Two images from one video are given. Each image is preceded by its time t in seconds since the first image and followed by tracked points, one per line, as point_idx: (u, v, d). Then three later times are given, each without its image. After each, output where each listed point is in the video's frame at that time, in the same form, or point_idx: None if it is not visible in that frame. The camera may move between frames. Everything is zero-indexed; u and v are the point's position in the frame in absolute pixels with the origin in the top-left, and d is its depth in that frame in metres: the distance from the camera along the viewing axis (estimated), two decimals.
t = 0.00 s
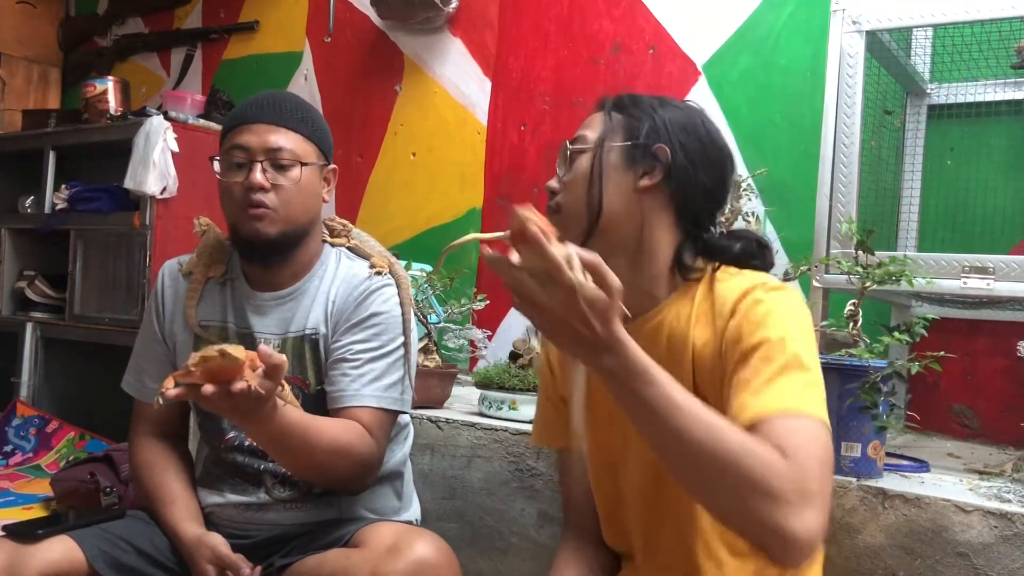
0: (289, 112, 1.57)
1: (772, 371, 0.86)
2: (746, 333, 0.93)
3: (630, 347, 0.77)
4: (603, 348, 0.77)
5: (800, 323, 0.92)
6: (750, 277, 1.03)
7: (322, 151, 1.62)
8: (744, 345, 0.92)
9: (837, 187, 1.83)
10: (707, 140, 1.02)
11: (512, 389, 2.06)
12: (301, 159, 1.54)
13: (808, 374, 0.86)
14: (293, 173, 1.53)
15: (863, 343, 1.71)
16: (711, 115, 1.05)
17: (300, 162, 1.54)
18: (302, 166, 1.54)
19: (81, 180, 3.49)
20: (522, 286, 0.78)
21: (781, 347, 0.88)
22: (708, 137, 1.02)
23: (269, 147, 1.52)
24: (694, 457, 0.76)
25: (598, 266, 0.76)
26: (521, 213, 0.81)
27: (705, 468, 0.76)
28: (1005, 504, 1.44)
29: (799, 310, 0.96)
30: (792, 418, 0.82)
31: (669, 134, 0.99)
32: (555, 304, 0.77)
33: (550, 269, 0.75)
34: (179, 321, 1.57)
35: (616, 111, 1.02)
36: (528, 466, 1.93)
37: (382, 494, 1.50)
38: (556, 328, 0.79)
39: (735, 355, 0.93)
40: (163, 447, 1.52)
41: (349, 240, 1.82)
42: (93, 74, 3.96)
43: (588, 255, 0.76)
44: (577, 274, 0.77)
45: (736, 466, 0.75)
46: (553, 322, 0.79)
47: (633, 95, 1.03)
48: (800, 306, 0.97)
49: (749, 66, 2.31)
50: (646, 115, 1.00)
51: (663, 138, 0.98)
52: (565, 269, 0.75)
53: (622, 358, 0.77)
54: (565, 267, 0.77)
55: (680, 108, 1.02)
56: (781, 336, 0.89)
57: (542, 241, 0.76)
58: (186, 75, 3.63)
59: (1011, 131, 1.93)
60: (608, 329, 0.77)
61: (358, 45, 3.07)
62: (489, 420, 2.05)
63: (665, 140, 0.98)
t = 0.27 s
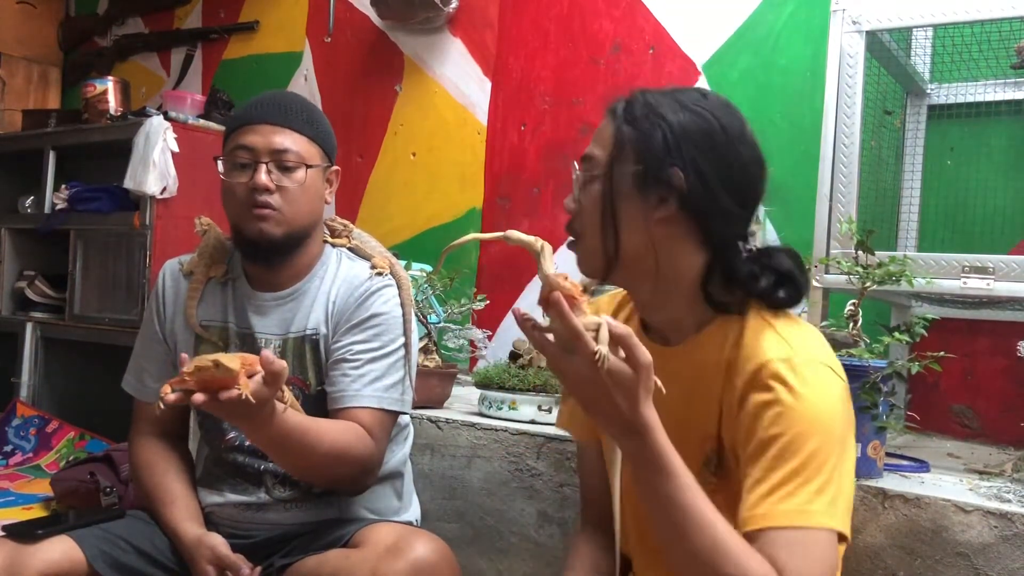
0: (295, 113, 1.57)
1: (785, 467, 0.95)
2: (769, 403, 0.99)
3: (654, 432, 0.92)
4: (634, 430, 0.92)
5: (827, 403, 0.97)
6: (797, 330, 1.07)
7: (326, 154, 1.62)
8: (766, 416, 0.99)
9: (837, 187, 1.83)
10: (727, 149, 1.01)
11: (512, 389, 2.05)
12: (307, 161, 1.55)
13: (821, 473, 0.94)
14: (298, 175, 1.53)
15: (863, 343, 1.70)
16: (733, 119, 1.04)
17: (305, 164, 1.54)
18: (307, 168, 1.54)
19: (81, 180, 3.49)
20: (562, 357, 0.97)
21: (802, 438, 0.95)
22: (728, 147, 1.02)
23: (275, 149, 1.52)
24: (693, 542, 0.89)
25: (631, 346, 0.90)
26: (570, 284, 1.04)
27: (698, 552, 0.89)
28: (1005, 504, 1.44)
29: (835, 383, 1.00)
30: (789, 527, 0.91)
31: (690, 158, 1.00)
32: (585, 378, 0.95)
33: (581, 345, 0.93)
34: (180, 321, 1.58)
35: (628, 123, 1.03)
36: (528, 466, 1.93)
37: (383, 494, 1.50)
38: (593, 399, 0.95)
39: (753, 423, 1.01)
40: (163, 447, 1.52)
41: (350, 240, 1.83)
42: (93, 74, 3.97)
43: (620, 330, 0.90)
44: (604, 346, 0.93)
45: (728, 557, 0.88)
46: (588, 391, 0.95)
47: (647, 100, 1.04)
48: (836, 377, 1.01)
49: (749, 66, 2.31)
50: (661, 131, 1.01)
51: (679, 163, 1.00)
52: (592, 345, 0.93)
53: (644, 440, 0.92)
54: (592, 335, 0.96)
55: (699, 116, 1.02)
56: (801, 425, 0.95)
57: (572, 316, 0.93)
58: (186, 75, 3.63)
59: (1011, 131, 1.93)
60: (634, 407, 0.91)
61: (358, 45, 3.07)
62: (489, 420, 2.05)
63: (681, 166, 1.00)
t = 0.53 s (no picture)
0: (296, 114, 1.57)
1: (798, 493, 0.96)
2: (788, 426, 1.01)
3: (662, 455, 0.94)
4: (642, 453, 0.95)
5: (846, 431, 0.98)
6: (829, 357, 1.08)
7: (327, 155, 1.62)
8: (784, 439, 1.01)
9: (837, 187, 1.84)
10: (760, 165, 1.00)
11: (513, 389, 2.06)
12: (307, 163, 1.54)
13: (834, 501, 0.95)
14: (298, 176, 1.53)
15: (863, 343, 1.71)
16: (769, 127, 1.01)
17: (305, 166, 1.54)
18: (307, 169, 1.54)
19: (81, 180, 3.49)
20: (573, 374, 0.97)
21: (818, 465, 0.97)
22: (760, 163, 1.00)
23: (275, 150, 1.52)
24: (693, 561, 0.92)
25: (642, 368, 0.94)
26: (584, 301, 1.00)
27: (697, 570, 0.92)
28: (1005, 504, 1.44)
29: (858, 413, 1.01)
30: (792, 551, 0.93)
31: (722, 182, 1.00)
32: (596, 399, 0.96)
33: (596, 367, 0.94)
34: (180, 321, 1.58)
35: (659, 135, 1.03)
36: (528, 467, 1.93)
37: (383, 494, 1.50)
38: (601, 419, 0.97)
39: (771, 445, 1.03)
40: (163, 447, 1.52)
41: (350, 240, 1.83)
42: (93, 74, 3.96)
43: (630, 352, 0.95)
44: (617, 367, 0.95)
45: None
46: (596, 412, 0.96)
47: (679, 107, 1.03)
48: (862, 407, 1.02)
49: (749, 66, 2.31)
50: (690, 150, 1.00)
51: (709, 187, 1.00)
52: (608, 367, 0.94)
53: (652, 463, 0.94)
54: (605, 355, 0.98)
55: (731, 130, 1.00)
56: (817, 452, 0.97)
57: (589, 334, 0.93)
58: (186, 75, 3.63)
59: (1012, 132, 1.90)
60: (644, 433, 0.94)
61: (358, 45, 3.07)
62: (489, 420, 2.05)
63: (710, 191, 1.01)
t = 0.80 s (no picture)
0: (292, 114, 1.56)
1: (802, 493, 0.96)
2: (792, 427, 1.01)
3: (666, 455, 0.95)
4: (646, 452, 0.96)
5: (850, 431, 0.98)
6: (834, 358, 1.08)
7: (323, 155, 1.61)
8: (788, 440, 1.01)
9: (837, 188, 1.84)
10: (761, 172, 1.01)
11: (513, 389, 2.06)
12: (302, 163, 1.54)
13: (838, 500, 0.95)
14: (293, 177, 1.53)
15: (864, 343, 1.70)
16: (770, 133, 1.02)
17: (300, 166, 1.54)
18: (302, 170, 1.54)
19: (82, 180, 3.49)
20: (583, 368, 1.00)
21: (823, 465, 0.96)
22: (761, 170, 1.01)
23: (270, 151, 1.52)
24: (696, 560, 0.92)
25: (649, 366, 0.97)
26: (598, 297, 1.03)
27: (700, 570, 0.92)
28: (1005, 504, 1.44)
29: (863, 415, 1.01)
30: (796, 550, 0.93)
31: (722, 189, 1.01)
32: (605, 394, 0.98)
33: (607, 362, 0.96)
34: (181, 322, 1.58)
35: (661, 140, 1.04)
36: (528, 467, 1.93)
37: (383, 494, 1.50)
38: (608, 415, 0.99)
39: (775, 445, 1.03)
40: (163, 447, 1.52)
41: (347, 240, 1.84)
42: (93, 75, 3.97)
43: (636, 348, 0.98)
44: (628, 364, 0.97)
45: None
46: (604, 408, 0.98)
47: (681, 112, 1.04)
48: (866, 409, 1.02)
49: (749, 66, 2.31)
50: (691, 156, 1.02)
51: (710, 194, 1.02)
52: (619, 362, 0.96)
53: (656, 461, 0.95)
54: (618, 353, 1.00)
55: (732, 136, 1.01)
56: (822, 451, 0.97)
57: (603, 330, 0.96)
58: (186, 75, 3.63)
59: (1012, 131, 1.90)
60: (650, 431, 0.96)
61: (358, 45, 3.07)
62: (489, 420, 2.05)
63: (711, 199, 1.02)
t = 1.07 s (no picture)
0: (290, 115, 1.56)
1: (801, 488, 0.96)
2: (788, 423, 1.01)
3: (666, 454, 0.95)
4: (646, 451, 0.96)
5: (846, 425, 0.98)
6: (825, 353, 1.08)
7: (322, 155, 1.61)
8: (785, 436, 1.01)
9: (837, 188, 1.84)
10: (747, 176, 1.01)
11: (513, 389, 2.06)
12: (301, 164, 1.54)
13: (836, 494, 0.95)
14: (292, 177, 1.53)
15: (864, 343, 1.70)
16: (757, 137, 1.02)
17: (299, 167, 1.53)
18: (301, 170, 1.54)
19: (82, 180, 3.49)
20: (583, 369, 1.01)
21: (820, 460, 0.96)
22: (748, 173, 1.01)
23: (268, 152, 1.52)
24: (700, 559, 0.92)
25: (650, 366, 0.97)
26: (596, 299, 1.03)
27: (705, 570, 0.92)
28: (1005, 504, 1.44)
29: (857, 408, 1.01)
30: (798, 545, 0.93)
31: (709, 193, 1.01)
32: (605, 394, 0.98)
33: (607, 361, 0.96)
34: (181, 322, 1.58)
35: (648, 144, 1.05)
36: (528, 466, 1.93)
37: (383, 493, 1.50)
38: (607, 416, 0.99)
39: (773, 442, 1.03)
40: (163, 447, 1.52)
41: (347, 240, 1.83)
42: (93, 75, 3.97)
43: (640, 350, 0.96)
44: (628, 364, 0.98)
45: None
46: (603, 409, 0.99)
47: (668, 116, 1.05)
48: (860, 402, 1.02)
49: (749, 66, 2.31)
50: (678, 161, 1.02)
51: (698, 198, 1.02)
52: (618, 362, 0.96)
53: (656, 459, 0.95)
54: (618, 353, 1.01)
55: (718, 140, 1.01)
56: (819, 446, 0.97)
57: (602, 330, 0.96)
58: (186, 75, 3.63)
59: (1012, 131, 1.90)
60: (650, 429, 0.96)
61: (358, 45, 3.07)
62: (489, 420, 2.05)
63: (700, 202, 1.02)
